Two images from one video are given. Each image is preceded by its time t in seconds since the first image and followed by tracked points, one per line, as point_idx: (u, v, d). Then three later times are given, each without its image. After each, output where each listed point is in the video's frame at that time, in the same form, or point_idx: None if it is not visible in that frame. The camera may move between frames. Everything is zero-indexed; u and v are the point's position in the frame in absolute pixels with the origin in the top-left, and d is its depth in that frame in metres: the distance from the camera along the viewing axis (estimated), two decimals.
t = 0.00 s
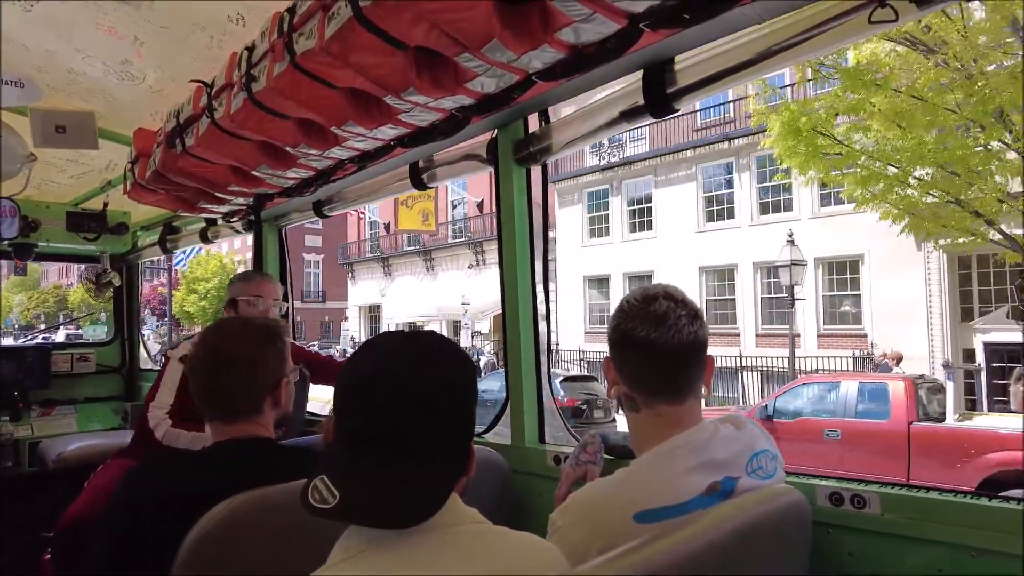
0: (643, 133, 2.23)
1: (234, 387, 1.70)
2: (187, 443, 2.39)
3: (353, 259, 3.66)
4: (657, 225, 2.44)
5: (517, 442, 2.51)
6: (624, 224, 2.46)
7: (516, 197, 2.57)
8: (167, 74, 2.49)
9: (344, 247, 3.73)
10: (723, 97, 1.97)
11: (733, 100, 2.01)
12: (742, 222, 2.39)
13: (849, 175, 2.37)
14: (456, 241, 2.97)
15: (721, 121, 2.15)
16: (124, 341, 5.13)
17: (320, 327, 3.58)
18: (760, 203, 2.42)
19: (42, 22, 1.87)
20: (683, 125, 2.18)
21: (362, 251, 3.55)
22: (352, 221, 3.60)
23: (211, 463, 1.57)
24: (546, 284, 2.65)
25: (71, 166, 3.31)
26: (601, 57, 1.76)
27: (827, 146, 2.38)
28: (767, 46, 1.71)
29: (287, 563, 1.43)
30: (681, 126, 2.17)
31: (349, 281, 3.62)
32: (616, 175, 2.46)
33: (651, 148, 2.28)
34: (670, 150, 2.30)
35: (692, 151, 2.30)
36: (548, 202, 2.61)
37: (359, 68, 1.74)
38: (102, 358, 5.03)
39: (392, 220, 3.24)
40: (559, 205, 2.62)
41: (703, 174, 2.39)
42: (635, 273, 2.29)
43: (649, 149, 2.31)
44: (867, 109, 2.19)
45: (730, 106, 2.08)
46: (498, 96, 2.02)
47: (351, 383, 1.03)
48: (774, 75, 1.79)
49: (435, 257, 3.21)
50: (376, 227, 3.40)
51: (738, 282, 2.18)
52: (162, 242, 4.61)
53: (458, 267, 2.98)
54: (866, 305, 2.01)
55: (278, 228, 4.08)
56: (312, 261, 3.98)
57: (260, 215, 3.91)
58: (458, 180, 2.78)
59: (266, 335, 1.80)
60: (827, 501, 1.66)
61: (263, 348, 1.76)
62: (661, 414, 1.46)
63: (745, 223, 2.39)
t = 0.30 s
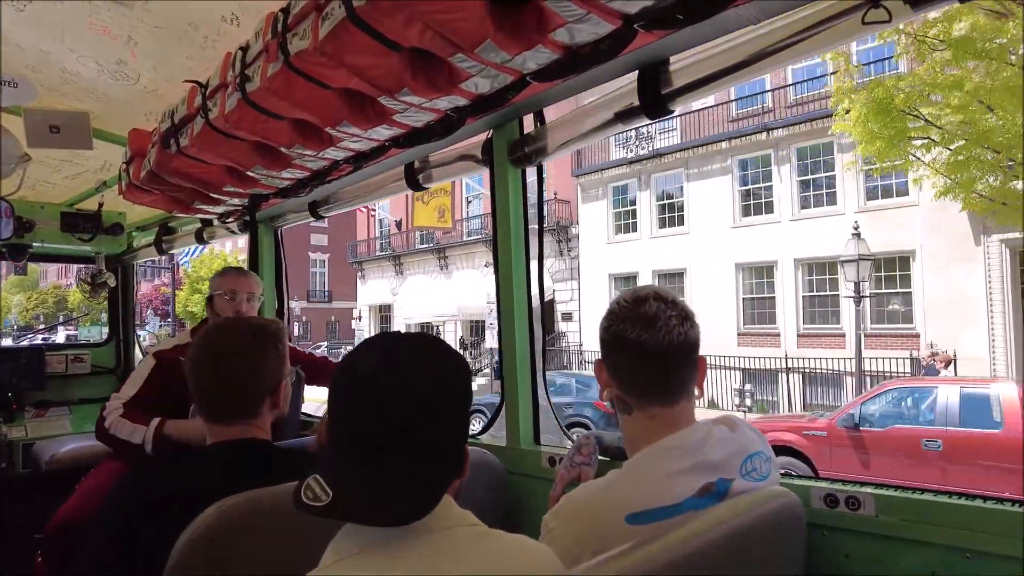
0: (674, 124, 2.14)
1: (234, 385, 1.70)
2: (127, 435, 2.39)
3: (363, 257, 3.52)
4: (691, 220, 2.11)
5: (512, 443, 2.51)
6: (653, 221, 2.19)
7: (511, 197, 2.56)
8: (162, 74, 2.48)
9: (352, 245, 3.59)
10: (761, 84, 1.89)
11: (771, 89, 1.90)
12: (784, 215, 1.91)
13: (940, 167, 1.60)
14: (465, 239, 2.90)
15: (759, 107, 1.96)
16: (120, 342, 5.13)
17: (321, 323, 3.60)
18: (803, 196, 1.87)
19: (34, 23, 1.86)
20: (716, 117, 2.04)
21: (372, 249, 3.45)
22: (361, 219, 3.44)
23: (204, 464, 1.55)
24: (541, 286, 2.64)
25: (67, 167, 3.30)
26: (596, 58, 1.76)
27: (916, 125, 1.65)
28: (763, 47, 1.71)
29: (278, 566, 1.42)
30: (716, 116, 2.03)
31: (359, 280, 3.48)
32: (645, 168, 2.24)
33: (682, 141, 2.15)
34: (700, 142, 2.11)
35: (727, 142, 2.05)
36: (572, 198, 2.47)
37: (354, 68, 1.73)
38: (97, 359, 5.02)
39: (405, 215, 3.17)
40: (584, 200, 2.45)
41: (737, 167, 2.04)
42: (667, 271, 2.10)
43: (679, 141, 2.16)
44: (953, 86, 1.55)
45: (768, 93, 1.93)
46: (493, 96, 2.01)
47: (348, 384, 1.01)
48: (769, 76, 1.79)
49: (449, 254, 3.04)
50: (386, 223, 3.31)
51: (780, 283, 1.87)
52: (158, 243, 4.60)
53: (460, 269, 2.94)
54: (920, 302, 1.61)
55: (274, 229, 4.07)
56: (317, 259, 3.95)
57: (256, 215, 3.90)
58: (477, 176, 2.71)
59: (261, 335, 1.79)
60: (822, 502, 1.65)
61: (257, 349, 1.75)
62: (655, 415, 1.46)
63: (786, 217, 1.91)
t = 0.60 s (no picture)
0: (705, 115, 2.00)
1: (233, 385, 1.70)
2: (116, 427, 2.41)
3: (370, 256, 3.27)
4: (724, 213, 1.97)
5: (510, 443, 2.50)
6: (682, 216, 2.06)
7: (507, 198, 2.56)
8: (158, 74, 2.48)
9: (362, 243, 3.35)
10: (801, 72, 1.80)
11: (812, 77, 1.77)
12: (825, 210, 1.74)
13: None
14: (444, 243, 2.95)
15: (798, 97, 1.81)
16: (116, 342, 5.13)
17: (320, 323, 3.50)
18: (845, 189, 1.69)
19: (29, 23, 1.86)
20: (751, 107, 1.92)
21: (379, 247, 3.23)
22: (370, 217, 3.29)
23: (202, 465, 1.56)
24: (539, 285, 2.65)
25: (64, 167, 3.29)
26: (592, 57, 1.75)
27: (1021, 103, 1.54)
28: (761, 46, 1.70)
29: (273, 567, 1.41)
30: (753, 106, 1.91)
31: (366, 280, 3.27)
32: (674, 161, 2.08)
33: (715, 133, 2.00)
34: (733, 134, 1.97)
35: (764, 133, 1.90)
36: (594, 192, 2.33)
37: (349, 68, 1.73)
38: (94, 359, 5.02)
39: (414, 213, 3.03)
40: (609, 194, 2.31)
41: (775, 159, 1.86)
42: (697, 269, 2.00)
43: (710, 133, 2.01)
44: None
45: (808, 82, 1.78)
46: (489, 96, 2.01)
47: (344, 383, 0.99)
48: (766, 75, 1.79)
49: (465, 253, 2.86)
50: (396, 221, 3.13)
51: (821, 279, 1.73)
52: (155, 244, 4.59)
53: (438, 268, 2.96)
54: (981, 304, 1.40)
55: (271, 229, 4.06)
56: (323, 259, 3.75)
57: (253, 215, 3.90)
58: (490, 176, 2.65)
59: (257, 335, 1.79)
60: (818, 502, 1.65)
61: (253, 350, 1.75)
62: (651, 416, 1.46)
63: (828, 211, 1.74)
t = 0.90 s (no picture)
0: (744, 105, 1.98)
1: (232, 381, 1.70)
2: (116, 429, 2.40)
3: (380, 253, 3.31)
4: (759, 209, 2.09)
5: (509, 439, 2.50)
6: (715, 212, 2.17)
7: (506, 195, 2.56)
8: (157, 71, 2.48)
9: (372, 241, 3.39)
10: (841, 61, 1.73)
11: (852, 66, 1.73)
12: (869, 203, 1.84)
13: None
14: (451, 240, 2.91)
15: (838, 88, 1.79)
16: (116, 341, 5.12)
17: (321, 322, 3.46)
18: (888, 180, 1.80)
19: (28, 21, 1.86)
20: (788, 97, 1.89)
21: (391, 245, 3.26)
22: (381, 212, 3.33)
23: (202, 462, 1.56)
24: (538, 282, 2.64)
25: (62, 166, 3.28)
26: (591, 54, 1.75)
27: None
28: (760, 41, 1.70)
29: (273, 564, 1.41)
30: (791, 96, 1.88)
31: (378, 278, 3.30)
32: (704, 153, 2.14)
33: (747, 124, 2.02)
34: (768, 124, 1.98)
35: (802, 123, 1.92)
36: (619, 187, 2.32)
37: (348, 65, 1.73)
38: (93, 358, 5.01)
39: (426, 211, 3.00)
40: (633, 188, 2.33)
41: (814, 150, 1.93)
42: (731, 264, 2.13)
43: (744, 123, 2.03)
44: None
45: (849, 70, 1.75)
46: (487, 93, 2.01)
47: (344, 382, 0.99)
48: (765, 71, 1.79)
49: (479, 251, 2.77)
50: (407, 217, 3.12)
51: (864, 275, 1.82)
52: (154, 242, 4.59)
53: (451, 266, 2.93)
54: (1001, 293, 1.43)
55: (270, 227, 4.06)
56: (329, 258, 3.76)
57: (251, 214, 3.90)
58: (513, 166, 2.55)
59: (256, 332, 1.79)
60: (817, 497, 1.65)
61: (252, 346, 1.75)
62: (648, 410, 1.46)
63: (870, 205, 1.84)
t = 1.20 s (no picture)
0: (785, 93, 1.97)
1: (235, 377, 1.69)
2: (119, 429, 2.39)
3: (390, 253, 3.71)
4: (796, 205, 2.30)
5: (511, 435, 2.50)
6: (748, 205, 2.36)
7: (508, 192, 2.56)
8: (157, 68, 2.47)
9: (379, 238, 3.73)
10: (969, 22, 1.59)
11: (898, 52, 1.73)
12: (915, 196, 2.02)
13: None
14: (466, 236, 2.91)
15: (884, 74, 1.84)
16: (116, 339, 5.11)
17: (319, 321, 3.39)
18: (935, 174, 1.88)
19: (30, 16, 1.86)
20: (828, 86, 1.92)
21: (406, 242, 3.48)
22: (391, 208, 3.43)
23: (205, 457, 1.56)
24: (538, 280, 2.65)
25: (62, 163, 3.28)
26: (593, 49, 1.75)
27: None
28: (763, 36, 1.70)
29: (273, 558, 1.41)
30: (830, 84, 1.90)
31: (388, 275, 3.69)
32: (737, 145, 2.25)
33: (784, 115, 2.04)
34: (807, 114, 2.02)
35: (840, 113, 2.00)
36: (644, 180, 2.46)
37: (351, 60, 1.73)
38: (93, 356, 5.00)
39: (438, 207, 3.09)
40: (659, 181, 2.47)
41: (854, 140, 2.07)
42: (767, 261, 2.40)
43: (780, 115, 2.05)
44: None
45: (893, 57, 1.76)
46: (489, 88, 2.01)
47: (346, 379, 0.98)
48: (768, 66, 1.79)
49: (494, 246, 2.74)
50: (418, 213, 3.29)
51: (912, 271, 2.06)
52: (154, 240, 4.58)
53: (466, 264, 2.92)
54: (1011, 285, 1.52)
55: (270, 225, 4.06)
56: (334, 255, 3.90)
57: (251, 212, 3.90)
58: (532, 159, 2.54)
59: (257, 328, 1.78)
60: (819, 491, 1.66)
61: (254, 342, 1.75)
62: (650, 406, 1.46)
63: (918, 198, 2.02)
